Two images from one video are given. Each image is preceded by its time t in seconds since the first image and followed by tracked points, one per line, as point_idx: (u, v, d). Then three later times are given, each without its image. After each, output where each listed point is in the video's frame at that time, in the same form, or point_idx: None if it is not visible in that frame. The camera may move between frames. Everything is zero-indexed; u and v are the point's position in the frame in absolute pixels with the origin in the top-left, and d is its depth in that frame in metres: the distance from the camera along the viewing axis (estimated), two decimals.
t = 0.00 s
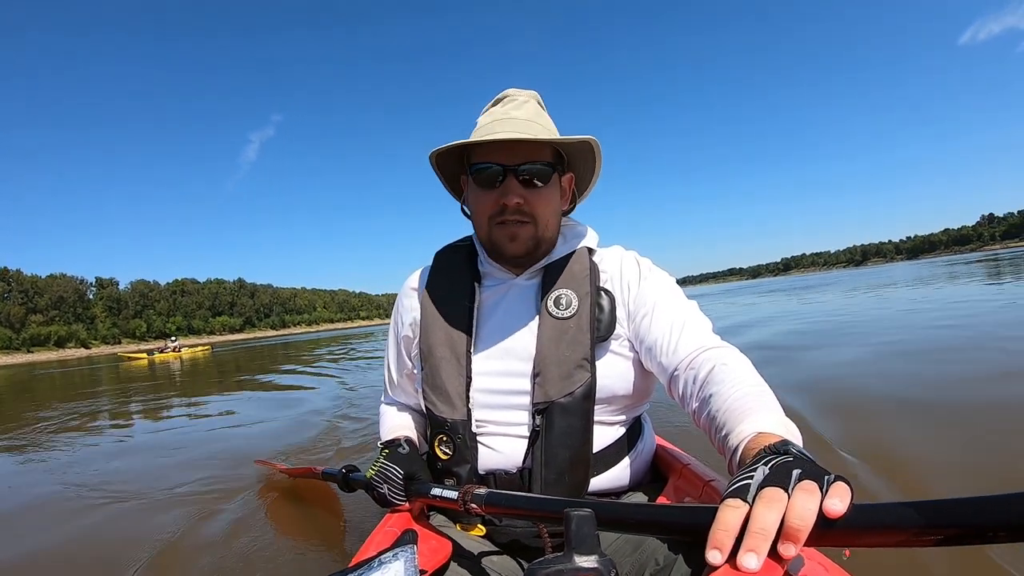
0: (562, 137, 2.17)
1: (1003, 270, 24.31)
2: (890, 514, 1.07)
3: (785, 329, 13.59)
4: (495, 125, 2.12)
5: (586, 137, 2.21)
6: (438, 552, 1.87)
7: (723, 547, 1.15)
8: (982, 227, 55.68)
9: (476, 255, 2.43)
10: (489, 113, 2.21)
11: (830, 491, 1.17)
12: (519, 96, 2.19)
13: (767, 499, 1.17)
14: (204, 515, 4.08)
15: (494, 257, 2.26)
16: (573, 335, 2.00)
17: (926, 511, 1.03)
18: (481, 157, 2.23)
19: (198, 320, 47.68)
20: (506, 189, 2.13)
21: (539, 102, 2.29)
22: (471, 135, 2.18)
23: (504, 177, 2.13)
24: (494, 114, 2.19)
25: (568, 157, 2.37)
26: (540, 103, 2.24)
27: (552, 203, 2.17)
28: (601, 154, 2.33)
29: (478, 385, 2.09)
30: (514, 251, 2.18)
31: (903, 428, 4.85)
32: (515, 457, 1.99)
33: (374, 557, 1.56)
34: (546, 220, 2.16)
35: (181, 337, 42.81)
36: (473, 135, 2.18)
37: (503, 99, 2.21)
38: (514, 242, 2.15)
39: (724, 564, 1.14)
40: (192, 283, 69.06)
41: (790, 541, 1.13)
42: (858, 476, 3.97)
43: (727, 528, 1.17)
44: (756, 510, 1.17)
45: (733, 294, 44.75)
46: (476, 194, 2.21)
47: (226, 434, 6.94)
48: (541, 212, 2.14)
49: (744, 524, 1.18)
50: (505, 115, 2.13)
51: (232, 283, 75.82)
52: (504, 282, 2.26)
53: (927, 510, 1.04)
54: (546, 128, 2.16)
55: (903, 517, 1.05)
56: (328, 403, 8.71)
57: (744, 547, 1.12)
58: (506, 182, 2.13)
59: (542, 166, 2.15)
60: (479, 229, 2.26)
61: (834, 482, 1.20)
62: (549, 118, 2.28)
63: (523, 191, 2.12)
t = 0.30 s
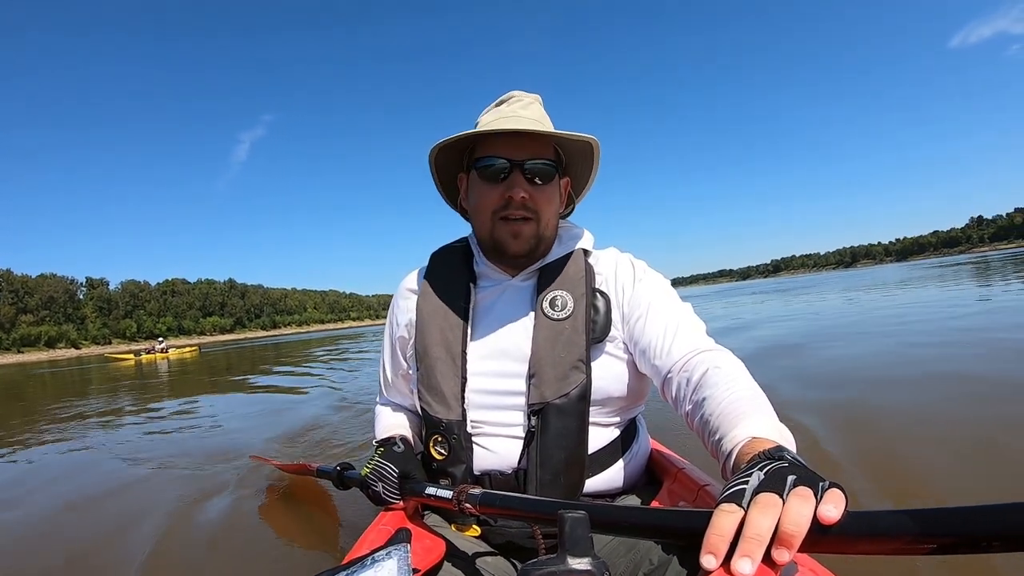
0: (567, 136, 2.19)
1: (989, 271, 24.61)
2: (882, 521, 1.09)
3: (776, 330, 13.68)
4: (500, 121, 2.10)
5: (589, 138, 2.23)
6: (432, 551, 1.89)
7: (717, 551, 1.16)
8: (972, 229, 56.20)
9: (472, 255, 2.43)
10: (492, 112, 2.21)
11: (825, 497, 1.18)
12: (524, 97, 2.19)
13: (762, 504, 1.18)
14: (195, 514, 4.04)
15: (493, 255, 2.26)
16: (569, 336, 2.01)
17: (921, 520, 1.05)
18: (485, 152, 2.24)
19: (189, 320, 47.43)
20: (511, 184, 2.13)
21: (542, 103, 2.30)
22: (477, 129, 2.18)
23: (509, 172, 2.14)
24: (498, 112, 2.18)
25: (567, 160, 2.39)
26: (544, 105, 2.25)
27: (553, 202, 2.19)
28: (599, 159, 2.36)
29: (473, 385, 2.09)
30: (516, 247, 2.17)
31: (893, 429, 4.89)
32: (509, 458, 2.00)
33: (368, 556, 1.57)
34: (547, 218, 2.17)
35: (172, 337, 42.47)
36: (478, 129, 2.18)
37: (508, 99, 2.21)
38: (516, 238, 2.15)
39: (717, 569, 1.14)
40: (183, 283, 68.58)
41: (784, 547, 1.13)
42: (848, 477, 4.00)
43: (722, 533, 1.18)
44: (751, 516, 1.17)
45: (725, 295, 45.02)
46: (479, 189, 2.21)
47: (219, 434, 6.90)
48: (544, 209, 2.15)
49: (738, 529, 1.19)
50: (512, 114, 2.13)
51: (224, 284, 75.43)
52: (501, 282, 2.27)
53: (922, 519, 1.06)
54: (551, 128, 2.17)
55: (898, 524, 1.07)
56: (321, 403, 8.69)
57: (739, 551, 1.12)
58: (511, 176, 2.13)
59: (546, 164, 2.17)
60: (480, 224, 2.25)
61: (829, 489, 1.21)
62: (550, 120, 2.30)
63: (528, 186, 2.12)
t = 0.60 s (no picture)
0: (563, 135, 2.20)
1: (977, 271, 24.86)
2: (878, 522, 1.10)
3: (770, 329, 13.74)
4: (497, 121, 2.10)
5: (586, 138, 2.24)
6: (428, 551, 1.89)
7: (714, 552, 1.16)
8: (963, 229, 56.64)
9: (469, 256, 2.43)
10: (488, 113, 2.22)
11: (822, 498, 1.18)
12: (520, 97, 2.19)
13: (759, 506, 1.19)
14: (188, 517, 4.01)
15: (491, 256, 2.25)
16: (567, 337, 2.01)
17: (919, 522, 1.06)
18: (482, 152, 2.24)
19: (181, 322, 47.15)
20: (508, 184, 2.13)
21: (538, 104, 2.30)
22: (473, 129, 2.18)
23: (506, 172, 2.14)
24: (495, 112, 2.17)
25: (564, 161, 2.40)
26: (539, 106, 2.25)
27: (551, 202, 2.19)
28: (596, 159, 2.37)
29: (471, 386, 2.09)
30: (514, 247, 2.16)
31: (883, 428, 4.92)
32: (508, 458, 2.00)
33: (364, 556, 1.56)
34: (545, 218, 2.17)
35: (165, 340, 42.12)
36: (474, 129, 2.18)
37: (504, 101, 2.21)
38: (514, 238, 2.14)
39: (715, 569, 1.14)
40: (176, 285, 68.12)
41: (782, 547, 1.13)
42: (839, 477, 4.02)
43: (719, 534, 1.18)
44: (748, 517, 1.17)
45: (717, 295, 45.20)
46: (476, 189, 2.20)
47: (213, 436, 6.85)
48: (541, 209, 2.15)
49: (735, 531, 1.19)
50: (508, 114, 2.13)
51: (218, 285, 75.01)
52: (498, 283, 2.27)
53: (920, 521, 1.06)
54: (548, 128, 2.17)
55: (896, 526, 1.08)
56: (314, 404, 8.66)
57: (736, 552, 1.12)
58: (509, 176, 2.13)
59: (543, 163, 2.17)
60: (477, 224, 2.24)
61: (826, 490, 1.20)
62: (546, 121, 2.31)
63: (526, 186, 2.12)
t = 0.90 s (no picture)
0: (562, 134, 2.19)
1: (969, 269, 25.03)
2: (876, 519, 1.11)
3: (766, 328, 13.78)
4: (496, 121, 2.10)
5: (585, 137, 2.24)
6: (428, 552, 1.90)
7: (714, 549, 1.15)
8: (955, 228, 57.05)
9: (468, 256, 2.43)
10: (487, 113, 2.21)
11: (821, 495, 1.19)
12: (519, 97, 2.19)
13: (759, 503, 1.18)
14: (184, 520, 3.98)
15: (490, 256, 2.25)
16: (566, 336, 2.00)
17: (919, 518, 1.06)
18: (481, 152, 2.23)
19: (175, 324, 46.88)
20: (507, 184, 2.13)
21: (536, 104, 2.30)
22: (472, 129, 2.17)
23: (505, 172, 2.14)
24: (494, 112, 2.17)
25: (563, 160, 2.40)
26: (538, 105, 2.25)
27: (550, 202, 2.19)
28: (595, 158, 2.37)
29: (471, 387, 2.09)
30: (513, 248, 2.16)
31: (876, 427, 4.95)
32: (508, 459, 1.99)
33: (364, 557, 1.55)
34: (544, 217, 2.17)
35: (158, 342, 41.85)
36: (473, 129, 2.18)
37: (503, 100, 2.21)
38: (513, 237, 2.14)
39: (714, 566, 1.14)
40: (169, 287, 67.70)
41: (781, 544, 1.13)
42: (833, 475, 4.03)
43: (718, 531, 1.18)
44: (748, 513, 1.18)
45: (712, 294, 45.35)
46: (475, 189, 2.20)
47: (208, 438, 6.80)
48: (541, 209, 2.15)
49: (735, 528, 1.19)
50: (506, 114, 2.12)
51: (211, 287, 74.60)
52: (498, 283, 2.26)
53: (920, 517, 1.06)
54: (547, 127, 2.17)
55: (896, 522, 1.08)
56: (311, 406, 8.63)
57: (735, 549, 1.12)
58: (509, 175, 2.13)
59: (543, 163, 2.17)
60: (477, 225, 2.24)
61: (825, 486, 1.21)
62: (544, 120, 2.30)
63: (525, 185, 2.12)
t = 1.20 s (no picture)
0: (561, 135, 2.20)
1: (963, 270, 25.20)
2: (875, 518, 1.11)
3: (763, 329, 13.82)
4: (496, 121, 2.10)
5: (584, 138, 2.25)
6: (427, 553, 1.90)
7: (713, 553, 1.15)
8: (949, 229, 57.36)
9: (468, 258, 2.43)
10: (486, 114, 2.21)
11: (820, 495, 1.19)
12: (518, 98, 2.19)
13: (756, 503, 1.19)
14: (181, 520, 3.96)
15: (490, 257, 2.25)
16: (565, 338, 2.00)
17: (917, 518, 1.06)
18: (480, 153, 2.24)
19: (171, 324, 46.71)
20: (506, 184, 2.13)
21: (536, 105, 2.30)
22: (471, 129, 2.17)
23: (505, 172, 2.14)
24: (494, 113, 2.17)
25: (562, 162, 2.41)
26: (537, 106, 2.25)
27: (549, 202, 2.19)
28: (594, 160, 2.38)
29: (470, 388, 2.09)
30: (512, 248, 2.16)
31: (870, 427, 4.98)
32: (507, 460, 2.00)
33: (363, 557, 1.54)
34: (542, 218, 2.17)
35: (153, 342, 41.57)
36: (473, 129, 2.17)
37: (503, 101, 2.21)
38: (512, 237, 2.14)
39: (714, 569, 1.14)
40: (162, 287, 67.33)
41: (782, 545, 1.13)
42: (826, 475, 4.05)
43: (716, 534, 1.18)
44: (745, 511, 1.18)
45: (708, 295, 45.44)
46: (474, 189, 2.20)
47: (203, 438, 6.77)
48: (540, 209, 2.16)
49: (733, 530, 1.19)
50: (506, 114, 2.12)
51: (206, 286, 74.26)
52: (497, 285, 2.27)
53: (917, 516, 1.06)
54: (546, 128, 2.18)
55: (895, 522, 1.08)
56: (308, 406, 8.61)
57: (734, 551, 1.12)
58: (507, 176, 2.13)
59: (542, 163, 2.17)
60: (476, 225, 2.24)
61: (823, 486, 1.21)
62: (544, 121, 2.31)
63: (524, 185, 2.12)
